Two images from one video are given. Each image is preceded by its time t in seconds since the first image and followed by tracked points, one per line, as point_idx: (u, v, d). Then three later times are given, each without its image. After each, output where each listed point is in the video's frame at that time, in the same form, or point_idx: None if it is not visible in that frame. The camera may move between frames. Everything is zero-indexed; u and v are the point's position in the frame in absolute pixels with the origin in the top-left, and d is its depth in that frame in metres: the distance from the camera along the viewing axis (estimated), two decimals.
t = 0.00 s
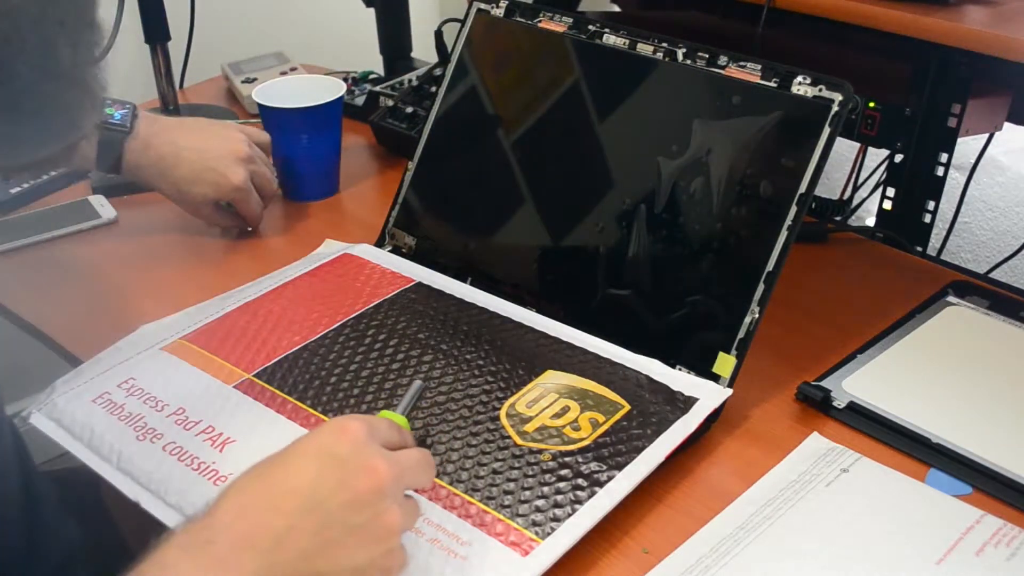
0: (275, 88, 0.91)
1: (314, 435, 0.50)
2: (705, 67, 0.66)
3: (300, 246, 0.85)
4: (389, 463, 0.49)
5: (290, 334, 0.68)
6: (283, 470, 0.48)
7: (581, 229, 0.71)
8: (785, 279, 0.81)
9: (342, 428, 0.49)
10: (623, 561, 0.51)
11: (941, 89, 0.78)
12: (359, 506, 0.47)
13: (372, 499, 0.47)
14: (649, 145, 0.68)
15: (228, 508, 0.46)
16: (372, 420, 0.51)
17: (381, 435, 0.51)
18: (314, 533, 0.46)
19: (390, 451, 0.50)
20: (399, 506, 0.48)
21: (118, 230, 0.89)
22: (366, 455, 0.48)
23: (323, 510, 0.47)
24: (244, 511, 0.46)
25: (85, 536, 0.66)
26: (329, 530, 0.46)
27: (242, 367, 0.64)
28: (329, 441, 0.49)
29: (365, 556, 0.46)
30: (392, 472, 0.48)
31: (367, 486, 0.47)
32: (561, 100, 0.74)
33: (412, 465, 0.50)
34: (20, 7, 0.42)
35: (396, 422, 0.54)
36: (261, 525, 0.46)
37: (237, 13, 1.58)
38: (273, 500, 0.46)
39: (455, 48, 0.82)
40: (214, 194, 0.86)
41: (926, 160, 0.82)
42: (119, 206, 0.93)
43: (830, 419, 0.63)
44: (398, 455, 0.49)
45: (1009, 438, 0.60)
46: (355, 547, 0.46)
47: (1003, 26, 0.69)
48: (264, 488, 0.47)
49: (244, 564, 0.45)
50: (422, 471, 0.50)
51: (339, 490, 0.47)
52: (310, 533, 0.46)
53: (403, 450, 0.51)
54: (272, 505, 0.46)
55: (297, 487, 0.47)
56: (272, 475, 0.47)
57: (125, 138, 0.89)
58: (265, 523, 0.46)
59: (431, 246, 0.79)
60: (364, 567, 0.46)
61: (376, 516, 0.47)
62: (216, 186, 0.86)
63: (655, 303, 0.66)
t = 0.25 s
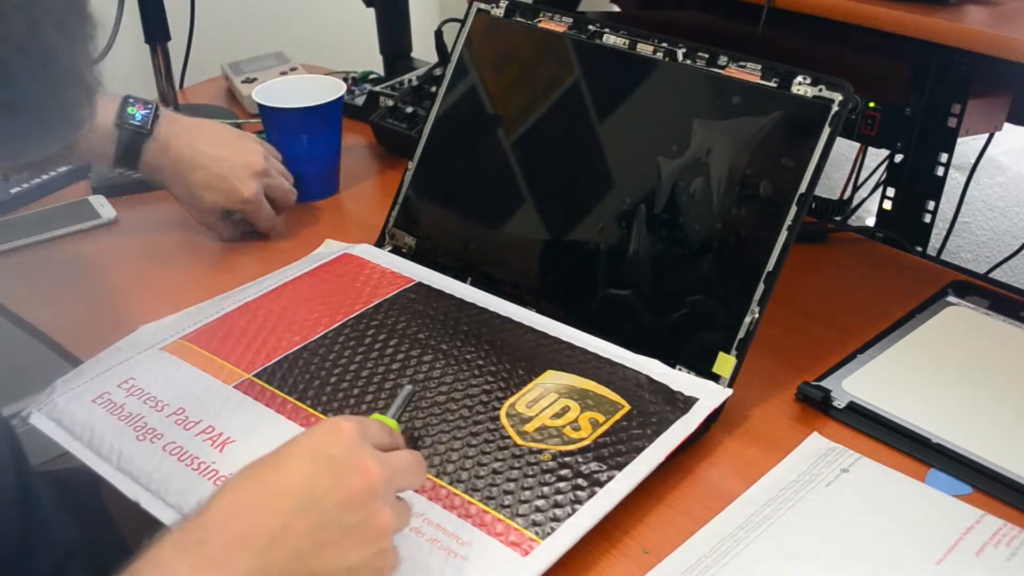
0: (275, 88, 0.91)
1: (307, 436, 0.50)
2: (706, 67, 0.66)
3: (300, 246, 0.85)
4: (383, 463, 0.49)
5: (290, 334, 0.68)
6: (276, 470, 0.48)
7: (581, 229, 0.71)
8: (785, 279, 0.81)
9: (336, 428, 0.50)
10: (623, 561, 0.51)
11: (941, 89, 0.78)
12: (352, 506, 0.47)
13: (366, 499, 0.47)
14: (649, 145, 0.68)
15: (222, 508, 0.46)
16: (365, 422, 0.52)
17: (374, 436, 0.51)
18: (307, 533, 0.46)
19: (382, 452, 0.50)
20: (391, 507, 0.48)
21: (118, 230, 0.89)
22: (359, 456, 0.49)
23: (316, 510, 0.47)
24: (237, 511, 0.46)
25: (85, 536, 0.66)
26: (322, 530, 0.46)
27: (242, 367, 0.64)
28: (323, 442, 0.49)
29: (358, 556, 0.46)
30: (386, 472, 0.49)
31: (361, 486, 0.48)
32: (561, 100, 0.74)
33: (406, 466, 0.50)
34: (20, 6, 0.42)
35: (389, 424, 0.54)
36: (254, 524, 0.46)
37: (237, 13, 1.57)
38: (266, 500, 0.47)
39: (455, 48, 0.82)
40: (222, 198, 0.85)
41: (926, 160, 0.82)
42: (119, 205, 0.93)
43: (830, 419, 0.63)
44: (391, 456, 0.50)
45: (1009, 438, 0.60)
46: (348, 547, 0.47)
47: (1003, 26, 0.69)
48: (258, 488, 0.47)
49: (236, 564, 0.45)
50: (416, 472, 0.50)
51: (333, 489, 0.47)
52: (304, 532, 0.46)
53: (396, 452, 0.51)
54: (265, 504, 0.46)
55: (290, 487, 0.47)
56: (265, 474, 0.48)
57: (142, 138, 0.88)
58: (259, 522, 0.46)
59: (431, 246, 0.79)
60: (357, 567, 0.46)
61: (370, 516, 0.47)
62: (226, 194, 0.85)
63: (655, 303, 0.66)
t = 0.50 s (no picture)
0: (275, 88, 0.91)
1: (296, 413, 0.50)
2: (706, 67, 0.66)
3: (300, 246, 0.85)
4: (372, 438, 0.49)
5: (290, 334, 0.68)
6: (267, 446, 0.48)
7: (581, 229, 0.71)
8: (785, 279, 0.81)
9: (325, 405, 0.50)
10: (623, 561, 0.51)
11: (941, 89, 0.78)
12: (343, 479, 0.47)
13: (357, 471, 0.48)
14: (649, 145, 0.68)
15: (213, 485, 0.46)
16: (353, 402, 0.52)
17: (362, 414, 0.52)
18: (299, 507, 0.46)
19: (370, 428, 0.50)
20: (382, 480, 0.48)
21: (118, 230, 0.89)
22: (349, 430, 0.49)
23: (310, 481, 0.47)
24: (231, 484, 0.46)
25: (85, 537, 0.66)
26: (313, 503, 0.46)
27: (242, 367, 0.64)
28: (313, 417, 0.49)
29: (350, 527, 0.46)
30: (375, 447, 0.49)
31: (352, 458, 0.48)
32: (561, 100, 0.74)
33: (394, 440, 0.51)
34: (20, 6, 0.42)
35: (375, 404, 0.55)
36: (248, 496, 0.46)
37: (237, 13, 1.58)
38: (257, 475, 0.46)
39: (455, 48, 0.82)
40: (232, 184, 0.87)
41: (926, 160, 0.82)
42: (119, 206, 0.93)
43: (830, 419, 0.63)
44: (380, 433, 0.50)
45: (1009, 438, 0.60)
46: (340, 519, 0.46)
47: (1003, 27, 0.69)
48: (249, 464, 0.47)
49: (232, 536, 0.44)
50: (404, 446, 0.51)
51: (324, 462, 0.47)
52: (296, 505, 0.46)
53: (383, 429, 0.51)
54: (258, 478, 0.46)
55: (282, 461, 0.47)
56: (256, 451, 0.48)
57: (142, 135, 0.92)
58: (251, 496, 0.46)
59: (431, 246, 0.79)
60: (349, 539, 0.46)
61: (360, 488, 0.47)
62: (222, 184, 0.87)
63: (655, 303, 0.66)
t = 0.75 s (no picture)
0: (276, 88, 0.91)
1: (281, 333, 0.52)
2: (706, 67, 0.66)
3: (300, 246, 0.85)
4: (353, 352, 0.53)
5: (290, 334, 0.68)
6: (258, 361, 0.50)
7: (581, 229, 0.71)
8: (785, 279, 0.81)
9: (307, 323, 0.53)
10: (623, 561, 0.51)
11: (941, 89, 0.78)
12: (332, 388, 0.50)
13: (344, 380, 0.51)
14: (649, 145, 0.68)
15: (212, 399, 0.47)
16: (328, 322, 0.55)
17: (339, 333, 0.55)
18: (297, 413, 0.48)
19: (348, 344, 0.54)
20: (363, 389, 0.52)
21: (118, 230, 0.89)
22: (333, 345, 0.52)
23: (304, 389, 0.49)
24: (229, 396, 0.48)
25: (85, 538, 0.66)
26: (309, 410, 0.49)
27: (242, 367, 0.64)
28: (299, 334, 0.52)
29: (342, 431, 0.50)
30: (356, 360, 0.53)
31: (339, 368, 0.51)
32: (561, 100, 0.74)
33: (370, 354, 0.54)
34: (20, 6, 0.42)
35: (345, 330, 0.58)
36: (247, 407, 0.47)
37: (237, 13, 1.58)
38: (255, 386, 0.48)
39: (455, 48, 0.82)
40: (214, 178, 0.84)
41: (926, 160, 0.82)
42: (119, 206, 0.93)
43: (830, 419, 0.63)
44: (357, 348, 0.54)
45: (1009, 438, 0.60)
46: (332, 425, 0.50)
47: (1004, 27, 0.69)
48: (245, 377, 0.49)
49: (238, 445, 0.46)
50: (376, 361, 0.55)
51: (316, 372, 0.50)
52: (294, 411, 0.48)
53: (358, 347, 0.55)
54: (255, 392, 0.48)
55: (276, 372, 0.49)
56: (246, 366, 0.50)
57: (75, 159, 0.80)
58: (251, 404, 0.47)
59: (431, 245, 0.79)
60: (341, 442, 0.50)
61: (346, 397, 0.51)
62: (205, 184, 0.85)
63: (655, 303, 0.66)
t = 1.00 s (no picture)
0: (276, 88, 0.91)
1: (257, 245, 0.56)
2: (706, 67, 0.66)
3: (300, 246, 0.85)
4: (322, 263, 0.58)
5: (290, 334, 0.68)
6: (241, 270, 0.53)
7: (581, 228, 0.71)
8: (785, 279, 0.81)
9: (280, 236, 0.57)
10: (623, 561, 0.51)
11: (941, 89, 0.78)
12: (308, 295, 0.55)
13: (318, 288, 0.56)
14: (649, 145, 0.68)
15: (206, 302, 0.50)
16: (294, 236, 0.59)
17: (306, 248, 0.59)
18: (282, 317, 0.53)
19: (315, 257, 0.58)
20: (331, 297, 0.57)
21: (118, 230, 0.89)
22: (306, 258, 0.57)
23: (287, 294, 0.53)
24: (220, 298, 0.51)
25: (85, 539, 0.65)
26: (292, 313, 0.53)
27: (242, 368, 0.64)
28: (274, 246, 0.56)
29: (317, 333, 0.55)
30: (325, 271, 0.58)
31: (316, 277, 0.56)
32: (562, 100, 0.74)
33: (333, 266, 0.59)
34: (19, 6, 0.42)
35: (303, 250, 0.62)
36: (241, 309, 0.51)
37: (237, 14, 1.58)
38: (245, 291, 0.52)
39: (455, 48, 0.82)
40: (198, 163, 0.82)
41: (927, 160, 0.82)
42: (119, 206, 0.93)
43: (830, 419, 0.63)
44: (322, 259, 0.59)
45: (1009, 438, 0.60)
46: (309, 330, 0.55)
47: (1004, 26, 0.69)
48: (233, 284, 0.52)
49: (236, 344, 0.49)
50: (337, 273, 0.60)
51: (296, 280, 0.55)
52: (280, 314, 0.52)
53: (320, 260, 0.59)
54: (244, 298, 0.51)
55: (261, 279, 0.53)
56: (229, 273, 0.53)
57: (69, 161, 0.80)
58: (244, 306, 0.51)
59: (431, 245, 0.79)
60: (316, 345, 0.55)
61: (320, 303, 0.56)
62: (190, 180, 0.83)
63: (655, 303, 0.66)
